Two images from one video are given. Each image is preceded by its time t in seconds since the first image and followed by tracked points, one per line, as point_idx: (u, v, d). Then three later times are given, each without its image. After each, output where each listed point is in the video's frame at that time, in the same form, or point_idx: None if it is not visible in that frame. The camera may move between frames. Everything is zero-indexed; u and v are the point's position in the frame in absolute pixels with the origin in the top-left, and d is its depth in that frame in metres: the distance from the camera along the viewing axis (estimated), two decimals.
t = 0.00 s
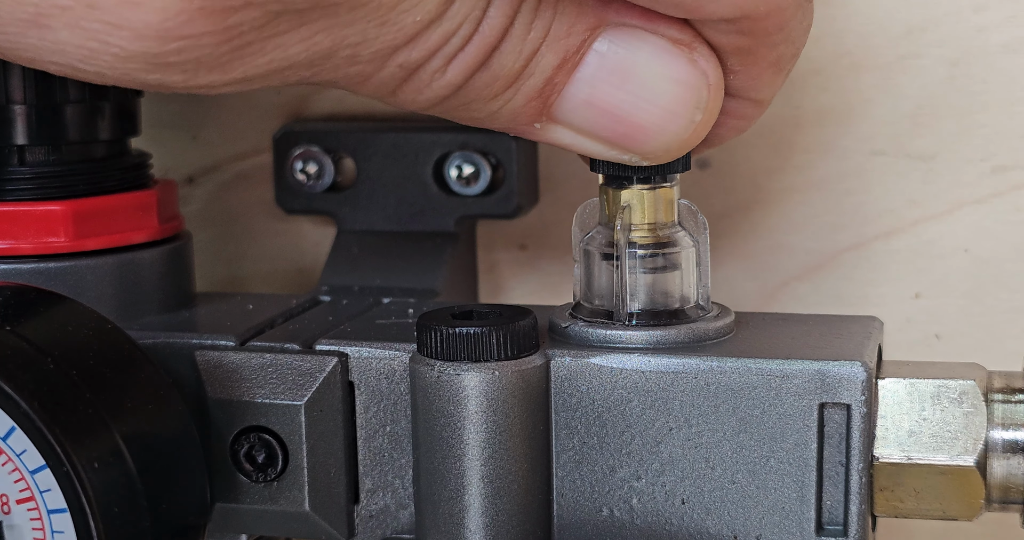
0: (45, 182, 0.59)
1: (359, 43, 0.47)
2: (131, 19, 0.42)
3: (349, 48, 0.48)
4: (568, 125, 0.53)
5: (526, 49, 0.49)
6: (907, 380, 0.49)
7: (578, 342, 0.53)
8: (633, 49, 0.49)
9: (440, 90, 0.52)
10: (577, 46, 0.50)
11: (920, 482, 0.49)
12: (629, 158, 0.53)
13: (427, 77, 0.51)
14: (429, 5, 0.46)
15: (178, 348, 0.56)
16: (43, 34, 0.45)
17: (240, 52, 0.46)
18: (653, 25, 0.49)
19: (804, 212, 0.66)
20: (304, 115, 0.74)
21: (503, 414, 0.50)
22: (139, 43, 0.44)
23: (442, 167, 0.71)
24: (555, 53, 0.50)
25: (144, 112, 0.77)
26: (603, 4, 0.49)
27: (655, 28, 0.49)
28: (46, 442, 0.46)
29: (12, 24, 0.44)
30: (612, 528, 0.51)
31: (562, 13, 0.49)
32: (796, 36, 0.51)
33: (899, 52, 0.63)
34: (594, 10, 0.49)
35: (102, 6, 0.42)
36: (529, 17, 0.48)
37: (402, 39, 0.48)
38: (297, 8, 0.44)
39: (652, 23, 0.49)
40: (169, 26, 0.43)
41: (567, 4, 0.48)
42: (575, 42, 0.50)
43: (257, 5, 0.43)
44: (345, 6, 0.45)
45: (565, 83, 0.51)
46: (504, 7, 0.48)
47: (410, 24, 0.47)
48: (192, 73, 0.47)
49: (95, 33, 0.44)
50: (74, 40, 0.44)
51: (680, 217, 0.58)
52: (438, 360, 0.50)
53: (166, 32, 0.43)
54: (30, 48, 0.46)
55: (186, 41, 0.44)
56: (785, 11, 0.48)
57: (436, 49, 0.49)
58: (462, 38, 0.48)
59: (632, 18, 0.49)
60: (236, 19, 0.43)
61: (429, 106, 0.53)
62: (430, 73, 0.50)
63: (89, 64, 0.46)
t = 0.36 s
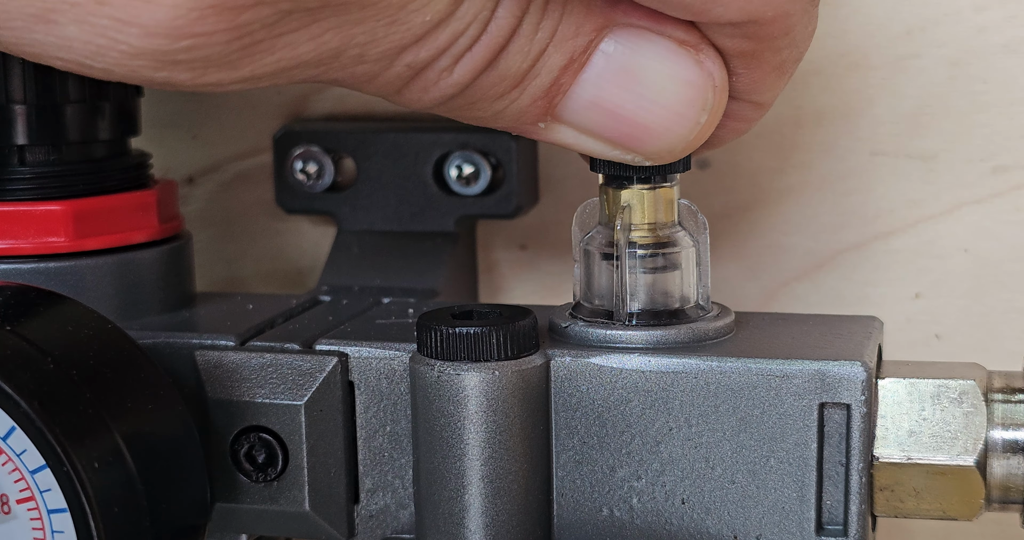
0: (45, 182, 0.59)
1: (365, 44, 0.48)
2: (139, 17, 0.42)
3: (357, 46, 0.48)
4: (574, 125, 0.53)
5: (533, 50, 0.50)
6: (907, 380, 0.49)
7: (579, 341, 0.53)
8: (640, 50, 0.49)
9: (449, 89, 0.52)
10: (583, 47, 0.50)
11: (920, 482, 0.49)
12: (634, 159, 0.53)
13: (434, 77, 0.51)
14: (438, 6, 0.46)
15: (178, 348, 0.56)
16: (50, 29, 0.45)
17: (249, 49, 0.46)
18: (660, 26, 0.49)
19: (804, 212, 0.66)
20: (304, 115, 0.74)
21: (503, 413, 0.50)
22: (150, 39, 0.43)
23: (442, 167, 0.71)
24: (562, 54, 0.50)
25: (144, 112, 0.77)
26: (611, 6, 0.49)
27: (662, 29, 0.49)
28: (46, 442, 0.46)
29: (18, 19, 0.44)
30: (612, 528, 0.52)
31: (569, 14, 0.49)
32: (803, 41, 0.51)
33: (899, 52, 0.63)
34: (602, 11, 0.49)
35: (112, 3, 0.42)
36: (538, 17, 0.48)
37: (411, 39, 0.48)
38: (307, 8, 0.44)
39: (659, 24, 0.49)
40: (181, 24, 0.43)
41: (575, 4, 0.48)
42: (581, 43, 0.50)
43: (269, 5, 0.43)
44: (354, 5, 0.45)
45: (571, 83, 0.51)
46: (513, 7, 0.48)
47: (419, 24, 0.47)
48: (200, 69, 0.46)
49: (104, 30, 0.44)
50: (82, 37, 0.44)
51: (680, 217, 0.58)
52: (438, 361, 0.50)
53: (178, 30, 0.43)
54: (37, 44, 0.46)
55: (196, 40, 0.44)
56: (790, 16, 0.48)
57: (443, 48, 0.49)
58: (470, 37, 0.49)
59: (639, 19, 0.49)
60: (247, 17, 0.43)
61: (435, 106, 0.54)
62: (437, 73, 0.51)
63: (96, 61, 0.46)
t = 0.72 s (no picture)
0: (45, 182, 0.59)
1: (372, 43, 0.47)
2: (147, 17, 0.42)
3: (363, 47, 0.47)
4: (577, 125, 0.53)
5: (538, 49, 0.49)
6: (907, 380, 0.49)
7: (578, 342, 0.53)
8: (644, 49, 0.49)
9: (452, 91, 0.51)
10: (587, 46, 0.49)
11: (920, 482, 0.49)
12: (637, 158, 0.53)
13: (439, 77, 0.50)
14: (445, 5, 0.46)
15: (178, 348, 0.56)
16: (56, 30, 0.44)
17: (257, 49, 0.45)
18: (664, 25, 0.49)
19: (804, 212, 0.66)
20: (304, 115, 0.74)
21: (503, 413, 0.50)
22: (157, 41, 0.43)
23: (442, 167, 0.71)
24: (566, 53, 0.49)
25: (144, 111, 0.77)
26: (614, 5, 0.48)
27: (665, 28, 0.49)
28: (46, 442, 0.46)
29: (23, 21, 0.44)
30: (612, 528, 0.52)
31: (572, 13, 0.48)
32: (803, 39, 0.52)
33: (900, 52, 0.63)
34: (605, 9, 0.48)
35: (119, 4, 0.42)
36: (542, 17, 0.48)
37: (417, 39, 0.47)
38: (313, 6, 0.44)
39: (662, 23, 0.49)
40: (189, 24, 0.42)
41: (578, 4, 0.48)
42: (585, 43, 0.49)
43: (276, 4, 0.42)
44: (361, 5, 0.44)
45: (575, 83, 0.51)
46: (518, 6, 0.47)
47: (425, 24, 0.47)
48: (207, 70, 0.46)
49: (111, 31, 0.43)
50: (89, 39, 0.44)
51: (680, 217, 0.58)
52: (438, 360, 0.50)
53: (186, 31, 0.42)
54: (41, 47, 0.46)
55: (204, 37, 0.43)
56: (794, 12, 0.48)
57: (449, 49, 0.48)
58: (476, 37, 0.48)
59: (643, 18, 0.49)
60: (254, 16, 0.43)
61: (438, 107, 0.53)
62: (443, 73, 0.50)
63: (102, 63, 0.46)
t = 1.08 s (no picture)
0: (45, 182, 0.59)
1: (379, 48, 0.46)
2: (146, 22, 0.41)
3: (370, 52, 0.46)
4: (581, 128, 0.53)
5: (543, 51, 0.49)
6: (907, 380, 0.49)
7: (578, 342, 0.53)
8: (647, 50, 0.49)
9: (458, 94, 0.50)
10: (591, 49, 0.49)
11: (920, 482, 0.49)
12: (641, 160, 0.53)
13: (444, 81, 0.49)
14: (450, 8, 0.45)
15: (178, 349, 0.56)
16: (62, 37, 0.44)
17: (264, 54, 0.44)
18: (667, 26, 0.49)
19: (804, 212, 0.66)
20: (304, 115, 0.74)
21: (503, 414, 0.50)
22: (160, 47, 0.42)
23: (442, 167, 0.71)
24: (570, 54, 0.49)
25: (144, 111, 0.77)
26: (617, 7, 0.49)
27: (668, 29, 0.49)
28: (45, 442, 0.46)
29: (29, 28, 0.44)
30: (612, 528, 0.52)
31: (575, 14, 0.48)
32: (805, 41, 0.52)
33: (900, 52, 0.63)
34: (608, 11, 0.49)
35: (125, 11, 0.41)
36: (546, 19, 0.48)
37: (423, 43, 0.47)
38: (319, 11, 0.42)
39: (664, 24, 0.49)
40: (194, 29, 0.41)
41: (581, 5, 0.48)
42: (589, 45, 0.49)
43: (283, 8, 0.41)
44: (368, 9, 0.43)
45: (579, 86, 0.51)
46: (523, 9, 0.47)
47: (431, 28, 0.46)
48: (215, 76, 0.45)
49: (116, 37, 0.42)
50: (95, 45, 0.43)
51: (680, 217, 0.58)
52: (438, 360, 0.50)
53: (190, 36, 0.41)
54: (46, 54, 0.45)
55: (209, 43, 0.42)
56: (799, 12, 0.48)
57: (456, 52, 0.48)
58: (482, 39, 0.47)
59: (645, 20, 0.49)
60: (262, 21, 0.42)
61: (441, 113, 0.52)
62: (448, 78, 0.49)
63: (109, 70, 0.45)
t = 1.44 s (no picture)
0: (45, 182, 0.59)
1: (390, 57, 0.47)
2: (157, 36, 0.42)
3: (380, 61, 0.47)
4: (592, 132, 0.52)
5: (554, 54, 0.49)
6: (907, 381, 0.49)
7: (578, 342, 0.53)
8: (658, 50, 0.49)
9: (471, 100, 0.51)
10: (602, 50, 0.49)
11: (920, 482, 0.49)
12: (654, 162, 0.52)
13: (458, 86, 0.50)
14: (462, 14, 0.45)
15: (178, 349, 0.56)
16: (72, 53, 0.45)
17: (271, 65, 0.45)
18: (676, 26, 0.49)
19: (804, 212, 0.66)
20: (304, 115, 0.74)
21: (502, 413, 0.50)
22: (172, 61, 0.43)
23: (442, 167, 0.71)
24: (581, 57, 0.49)
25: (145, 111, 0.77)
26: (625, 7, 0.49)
27: (677, 29, 0.49)
28: (45, 442, 0.46)
29: (38, 45, 0.44)
30: (612, 528, 0.52)
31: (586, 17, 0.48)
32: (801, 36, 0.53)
33: (900, 52, 0.63)
34: (617, 13, 0.49)
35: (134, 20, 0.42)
36: (557, 22, 0.48)
37: (435, 51, 0.47)
38: (328, 22, 0.43)
39: (673, 25, 0.49)
40: (207, 43, 0.42)
41: (591, 7, 0.48)
42: (600, 47, 0.49)
43: (292, 20, 0.43)
44: (378, 19, 0.44)
45: (591, 88, 0.51)
46: (535, 13, 0.47)
47: (443, 35, 0.46)
48: (225, 88, 0.46)
49: (127, 54, 0.43)
50: (105, 60, 0.44)
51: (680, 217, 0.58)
52: (438, 360, 0.50)
53: (202, 50, 0.43)
54: (56, 71, 0.46)
55: (218, 55, 0.43)
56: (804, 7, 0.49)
57: (467, 58, 0.48)
58: (494, 45, 0.48)
59: (654, 21, 0.49)
60: (271, 33, 0.43)
61: (453, 118, 0.52)
62: (461, 83, 0.49)
63: (120, 84, 0.46)
